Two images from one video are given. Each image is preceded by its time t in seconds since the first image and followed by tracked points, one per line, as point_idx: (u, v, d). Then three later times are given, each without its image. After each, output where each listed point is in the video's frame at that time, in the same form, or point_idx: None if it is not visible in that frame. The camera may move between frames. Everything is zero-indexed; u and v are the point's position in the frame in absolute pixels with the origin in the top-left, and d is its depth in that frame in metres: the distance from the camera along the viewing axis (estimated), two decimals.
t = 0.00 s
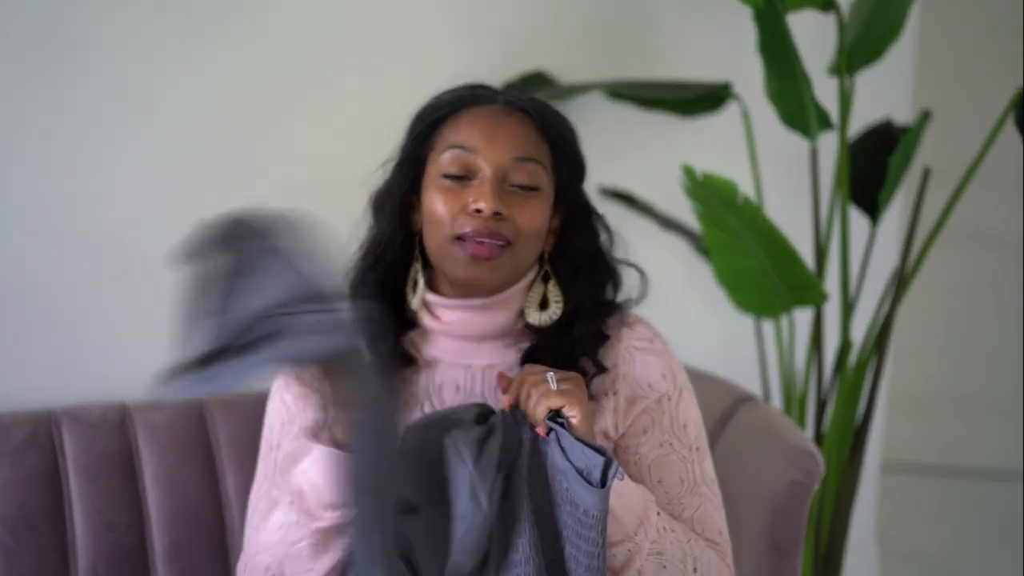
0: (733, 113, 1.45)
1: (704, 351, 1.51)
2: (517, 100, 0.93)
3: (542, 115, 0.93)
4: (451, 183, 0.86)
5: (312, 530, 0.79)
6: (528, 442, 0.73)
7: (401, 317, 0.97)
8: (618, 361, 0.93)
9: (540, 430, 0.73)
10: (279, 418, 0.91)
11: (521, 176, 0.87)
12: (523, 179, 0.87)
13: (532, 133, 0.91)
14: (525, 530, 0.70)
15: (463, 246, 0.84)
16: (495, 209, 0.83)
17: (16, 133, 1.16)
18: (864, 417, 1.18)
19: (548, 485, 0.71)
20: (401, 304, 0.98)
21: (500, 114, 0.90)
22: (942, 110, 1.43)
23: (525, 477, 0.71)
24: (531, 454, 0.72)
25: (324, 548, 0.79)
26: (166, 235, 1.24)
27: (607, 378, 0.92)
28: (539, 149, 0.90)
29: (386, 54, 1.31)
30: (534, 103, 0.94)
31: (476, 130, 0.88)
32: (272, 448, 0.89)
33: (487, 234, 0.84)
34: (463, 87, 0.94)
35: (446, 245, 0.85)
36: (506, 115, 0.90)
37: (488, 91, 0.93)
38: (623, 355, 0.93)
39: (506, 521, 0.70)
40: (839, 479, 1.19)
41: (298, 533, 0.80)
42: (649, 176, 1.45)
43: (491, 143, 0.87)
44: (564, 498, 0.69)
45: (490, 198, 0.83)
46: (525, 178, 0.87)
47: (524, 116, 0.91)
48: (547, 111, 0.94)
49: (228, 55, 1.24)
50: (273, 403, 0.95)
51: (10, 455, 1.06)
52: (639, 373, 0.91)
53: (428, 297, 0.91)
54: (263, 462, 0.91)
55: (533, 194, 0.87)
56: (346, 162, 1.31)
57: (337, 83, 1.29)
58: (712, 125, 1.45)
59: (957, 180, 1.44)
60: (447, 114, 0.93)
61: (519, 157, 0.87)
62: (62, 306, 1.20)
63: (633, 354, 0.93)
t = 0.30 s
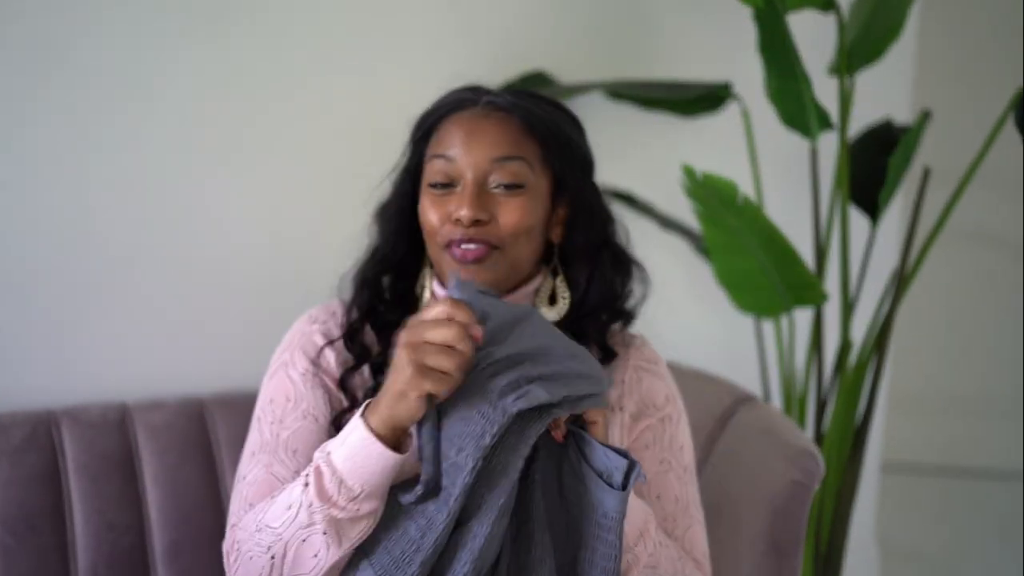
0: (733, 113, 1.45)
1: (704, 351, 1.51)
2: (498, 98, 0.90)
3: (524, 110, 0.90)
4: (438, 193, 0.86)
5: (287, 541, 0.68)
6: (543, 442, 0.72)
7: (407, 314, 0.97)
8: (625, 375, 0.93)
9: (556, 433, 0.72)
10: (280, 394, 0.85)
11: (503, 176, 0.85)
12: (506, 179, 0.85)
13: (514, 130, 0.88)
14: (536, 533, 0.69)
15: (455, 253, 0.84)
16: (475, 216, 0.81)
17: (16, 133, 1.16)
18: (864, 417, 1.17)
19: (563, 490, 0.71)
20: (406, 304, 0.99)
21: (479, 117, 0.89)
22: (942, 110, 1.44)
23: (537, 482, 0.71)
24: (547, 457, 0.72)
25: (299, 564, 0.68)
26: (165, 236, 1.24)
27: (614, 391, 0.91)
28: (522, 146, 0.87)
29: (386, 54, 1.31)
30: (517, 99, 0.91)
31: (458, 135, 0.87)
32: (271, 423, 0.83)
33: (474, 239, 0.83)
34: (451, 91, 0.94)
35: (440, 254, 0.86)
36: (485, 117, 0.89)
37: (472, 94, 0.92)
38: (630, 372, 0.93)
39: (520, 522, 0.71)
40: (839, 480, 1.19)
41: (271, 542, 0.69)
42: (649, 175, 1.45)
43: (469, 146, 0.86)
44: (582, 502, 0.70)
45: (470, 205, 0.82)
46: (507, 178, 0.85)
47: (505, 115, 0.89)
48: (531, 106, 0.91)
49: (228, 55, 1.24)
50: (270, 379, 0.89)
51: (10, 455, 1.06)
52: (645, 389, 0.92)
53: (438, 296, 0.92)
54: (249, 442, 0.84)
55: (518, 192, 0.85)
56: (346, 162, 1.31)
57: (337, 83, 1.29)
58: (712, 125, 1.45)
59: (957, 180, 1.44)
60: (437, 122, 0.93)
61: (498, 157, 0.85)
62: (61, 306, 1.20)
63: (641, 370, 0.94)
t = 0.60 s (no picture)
0: (734, 113, 1.45)
1: (704, 351, 1.51)
2: (487, 95, 0.90)
3: (514, 107, 0.90)
4: (432, 189, 0.88)
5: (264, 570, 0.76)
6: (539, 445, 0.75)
7: (402, 319, 0.97)
8: (625, 371, 0.92)
9: (553, 435, 0.75)
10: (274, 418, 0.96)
11: (498, 171, 0.86)
12: (500, 174, 0.86)
13: (505, 126, 0.89)
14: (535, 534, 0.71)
15: (451, 248, 0.87)
16: (472, 211, 0.84)
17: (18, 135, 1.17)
18: (864, 417, 1.17)
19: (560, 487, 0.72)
20: (402, 309, 0.99)
21: (469, 113, 0.89)
22: (942, 110, 1.44)
23: (537, 482, 0.73)
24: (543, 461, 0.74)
25: None
26: (166, 236, 1.24)
27: (614, 388, 0.91)
28: (515, 141, 0.88)
29: (385, 55, 1.31)
30: (507, 95, 0.91)
31: (450, 131, 0.88)
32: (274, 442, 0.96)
33: (470, 235, 0.85)
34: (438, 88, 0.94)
35: (436, 250, 0.88)
36: (476, 113, 0.89)
37: (461, 92, 0.92)
38: (630, 367, 0.93)
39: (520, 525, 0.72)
40: (839, 480, 1.19)
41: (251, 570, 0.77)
42: (649, 175, 1.45)
43: (462, 142, 0.87)
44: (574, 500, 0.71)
45: (466, 201, 0.84)
46: (502, 172, 0.86)
47: (496, 111, 0.89)
48: (520, 102, 0.90)
49: (228, 56, 1.24)
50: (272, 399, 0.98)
51: (10, 455, 1.06)
52: (643, 384, 0.91)
53: (432, 299, 0.93)
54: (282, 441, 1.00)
55: (513, 187, 0.87)
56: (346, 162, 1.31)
57: (336, 83, 1.29)
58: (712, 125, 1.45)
59: (957, 181, 1.44)
60: (425, 119, 0.93)
61: (492, 152, 0.86)
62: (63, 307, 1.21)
63: (640, 365, 0.93)
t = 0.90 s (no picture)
0: (734, 113, 1.45)
1: (704, 351, 1.51)
2: (497, 95, 0.90)
3: (524, 107, 0.89)
4: (440, 190, 0.87)
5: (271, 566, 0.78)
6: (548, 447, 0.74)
7: (407, 319, 0.97)
8: (628, 374, 0.92)
9: (560, 439, 0.75)
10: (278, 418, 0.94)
11: (507, 173, 0.86)
12: (510, 177, 0.86)
13: (515, 128, 0.88)
14: (542, 537, 0.70)
15: (459, 250, 0.86)
16: (481, 213, 0.83)
17: (15, 132, 1.15)
18: (864, 417, 1.17)
19: (567, 491, 0.73)
20: (406, 309, 0.99)
21: (478, 114, 0.89)
22: (941, 110, 1.44)
23: (544, 485, 0.72)
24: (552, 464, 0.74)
25: None
26: (166, 236, 1.24)
27: (617, 391, 0.91)
28: (524, 144, 0.88)
29: (385, 55, 1.31)
30: (517, 96, 0.91)
31: (458, 132, 0.88)
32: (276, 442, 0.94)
33: (479, 237, 0.85)
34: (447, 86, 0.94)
35: (443, 252, 0.87)
36: (486, 114, 0.89)
37: (470, 91, 0.92)
38: (633, 370, 0.92)
39: (527, 529, 0.71)
40: (838, 481, 1.19)
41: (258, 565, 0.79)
42: (648, 175, 1.44)
43: (471, 144, 0.86)
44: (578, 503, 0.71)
45: (475, 202, 0.83)
46: (511, 174, 0.86)
47: (506, 112, 0.89)
48: (530, 103, 0.90)
49: (227, 56, 1.23)
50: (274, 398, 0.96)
51: (9, 456, 1.05)
52: (646, 386, 0.91)
53: (437, 299, 0.93)
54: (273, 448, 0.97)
55: (521, 190, 0.87)
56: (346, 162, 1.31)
57: (337, 84, 1.29)
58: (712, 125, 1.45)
59: (957, 180, 1.44)
60: (433, 118, 0.93)
61: (501, 154, 0.86)
62: (60, 307, 1.20)
63: (644, 367, 0.93)
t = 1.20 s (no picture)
0: (734, 113, 1.45)
1: (704, 351, 1.51)
2: (500, 97, 0.90)
3: (527, 111, 0.90)
4: (444, 196, 0.86)
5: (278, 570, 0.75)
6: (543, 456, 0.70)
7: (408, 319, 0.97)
8: (629, 369, 0.93)
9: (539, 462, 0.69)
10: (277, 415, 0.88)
11: (512, 180, 0.85)
12: (514, 184, 0.85)
13: (518, 132, 0.88)
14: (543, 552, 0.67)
15: (464, 259, 0.85)
16: (487, 221, 0.82)
17: (16, 132, 1.15)
18: (864, 418, 1.17)
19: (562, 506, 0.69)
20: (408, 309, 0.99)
21: (482, 118, 0.88)
22: (941, 110, 1.44)
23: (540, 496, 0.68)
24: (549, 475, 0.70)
25: None
26: (166, 236, 1.24)
27: (618, 384, 0.91)
28: (528, 149, 0.88)
29: (385, 56, 1.31)
30: (519, 99, 0.91)
31: (462, 138, 0.87)
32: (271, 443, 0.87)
33: (484, 245, 0.83)
34: (451, 88, 0.94)
35: (446, 260, 0.86)
36: (490, 118, 0.88)
37: (474, 94, 0.91)
38: (633, 363, 0.93)
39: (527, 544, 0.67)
40: (839, 481, 1.18)
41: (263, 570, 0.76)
42: (648, 175, 1.44)
43: (476, 150, 0.85)
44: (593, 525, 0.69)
45: (481, 210, 0.82)
46: (516, 181, 0.85)
47: (510, 116, 0.89)
48: (533, 106, 0.91)
49: (227, 56, 1.23)
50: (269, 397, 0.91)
51: (9, 456, 1.06)
52: (646, 380, 0.91)
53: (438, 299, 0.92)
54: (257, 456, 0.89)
55: (526, 196, 0.86)
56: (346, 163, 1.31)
57: (336, 84, 1.29)
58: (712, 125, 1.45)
59: (957, 180, 1.44)
60: (436, 121, 0.92)
61: (506, 160, 0.85)
62: (60, 307, 1.20)
63: (644, 361, 0.93)
